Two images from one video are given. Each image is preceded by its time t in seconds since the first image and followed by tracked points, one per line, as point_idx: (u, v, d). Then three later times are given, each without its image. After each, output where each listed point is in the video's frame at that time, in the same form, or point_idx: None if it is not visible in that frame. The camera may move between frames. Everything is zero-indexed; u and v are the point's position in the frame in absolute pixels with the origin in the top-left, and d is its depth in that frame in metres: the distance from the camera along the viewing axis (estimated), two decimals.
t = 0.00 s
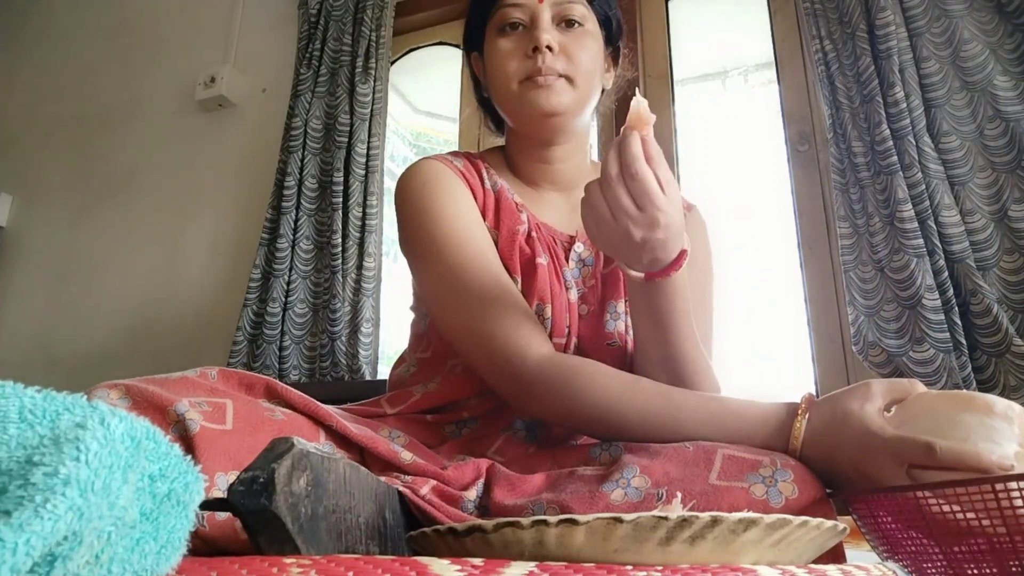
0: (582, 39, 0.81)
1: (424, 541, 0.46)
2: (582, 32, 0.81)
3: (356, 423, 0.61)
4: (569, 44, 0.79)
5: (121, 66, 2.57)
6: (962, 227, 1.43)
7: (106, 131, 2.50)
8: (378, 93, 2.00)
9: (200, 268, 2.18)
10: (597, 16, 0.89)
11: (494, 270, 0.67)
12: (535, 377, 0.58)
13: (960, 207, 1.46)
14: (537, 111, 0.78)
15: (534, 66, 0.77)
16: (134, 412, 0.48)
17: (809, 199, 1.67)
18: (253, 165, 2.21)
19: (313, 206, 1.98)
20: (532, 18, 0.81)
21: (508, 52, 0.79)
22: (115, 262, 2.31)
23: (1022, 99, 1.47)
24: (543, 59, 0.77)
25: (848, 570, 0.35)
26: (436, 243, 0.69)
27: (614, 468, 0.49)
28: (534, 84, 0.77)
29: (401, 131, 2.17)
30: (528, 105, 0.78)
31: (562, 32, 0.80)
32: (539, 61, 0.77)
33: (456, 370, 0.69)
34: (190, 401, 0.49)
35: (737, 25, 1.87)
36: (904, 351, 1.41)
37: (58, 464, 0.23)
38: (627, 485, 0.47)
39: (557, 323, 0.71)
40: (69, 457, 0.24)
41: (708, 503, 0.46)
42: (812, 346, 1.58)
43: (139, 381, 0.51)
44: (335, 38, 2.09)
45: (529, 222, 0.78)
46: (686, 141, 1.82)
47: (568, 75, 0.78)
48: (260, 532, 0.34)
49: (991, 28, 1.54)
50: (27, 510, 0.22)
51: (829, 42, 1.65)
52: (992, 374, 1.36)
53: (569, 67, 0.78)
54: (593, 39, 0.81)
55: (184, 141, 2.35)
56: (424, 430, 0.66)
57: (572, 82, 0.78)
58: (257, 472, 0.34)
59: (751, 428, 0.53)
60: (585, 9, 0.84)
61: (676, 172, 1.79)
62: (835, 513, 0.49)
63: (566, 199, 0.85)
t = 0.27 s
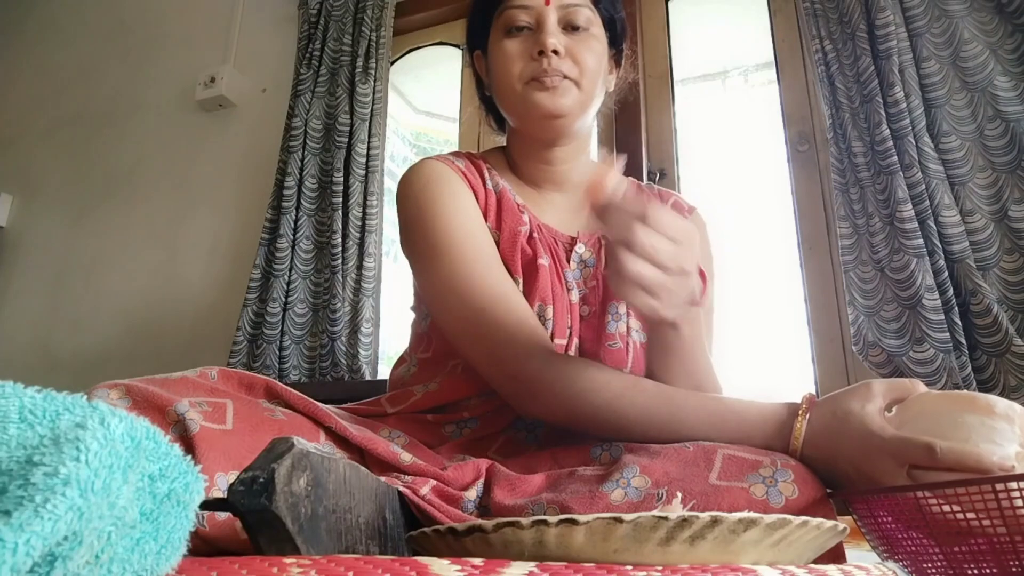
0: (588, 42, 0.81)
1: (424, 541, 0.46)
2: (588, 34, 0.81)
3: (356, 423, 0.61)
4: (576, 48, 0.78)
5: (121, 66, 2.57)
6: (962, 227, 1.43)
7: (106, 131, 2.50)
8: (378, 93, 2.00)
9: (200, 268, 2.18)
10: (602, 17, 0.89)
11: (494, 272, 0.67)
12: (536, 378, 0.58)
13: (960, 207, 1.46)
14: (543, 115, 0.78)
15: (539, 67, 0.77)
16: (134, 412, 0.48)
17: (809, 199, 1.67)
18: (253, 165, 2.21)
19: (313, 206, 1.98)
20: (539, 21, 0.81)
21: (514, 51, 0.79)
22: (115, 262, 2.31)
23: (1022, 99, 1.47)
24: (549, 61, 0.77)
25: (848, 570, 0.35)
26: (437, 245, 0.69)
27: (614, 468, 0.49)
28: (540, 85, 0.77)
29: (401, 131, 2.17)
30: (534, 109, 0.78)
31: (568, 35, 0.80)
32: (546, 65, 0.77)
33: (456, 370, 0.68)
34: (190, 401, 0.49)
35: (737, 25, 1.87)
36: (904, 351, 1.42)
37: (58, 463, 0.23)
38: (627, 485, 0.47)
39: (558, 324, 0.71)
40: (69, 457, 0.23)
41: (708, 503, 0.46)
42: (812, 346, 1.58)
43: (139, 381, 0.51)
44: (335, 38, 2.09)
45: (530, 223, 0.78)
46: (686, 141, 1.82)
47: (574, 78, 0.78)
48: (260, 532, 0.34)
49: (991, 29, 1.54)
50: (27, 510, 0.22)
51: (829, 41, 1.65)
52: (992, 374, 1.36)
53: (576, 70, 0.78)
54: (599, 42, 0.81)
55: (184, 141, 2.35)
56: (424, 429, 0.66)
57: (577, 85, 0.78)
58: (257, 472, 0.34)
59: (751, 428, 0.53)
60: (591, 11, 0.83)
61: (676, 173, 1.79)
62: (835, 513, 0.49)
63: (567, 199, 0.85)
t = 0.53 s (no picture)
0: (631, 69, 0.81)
1: (424, 541, 0.46)
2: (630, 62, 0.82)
3: (356, 423, 0.62)
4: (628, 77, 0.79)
5: (121, 66, 2.57)
6: (962, 227, 1.43)
7: (106, 131, 2.50)
8: (378, 93, 2.00)
9: (200, 268, 2.18)
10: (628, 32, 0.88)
11: (493, 274, 0.67)
12: (534, 380, 0.58)
13: (960, 207, 1.46)
14: (583, 134, 0.79)
15: (594, 88, 0.77)
16: (135, 411, 0.48)
17: (809, 199, 1.67)
18: (253, 165, 2.21)
19: (313, 207, 1.98)
20: (598, 38, 0.79)
21: (569, 63, 0.78)
22: (115, 262, 2.31)
23: (1022, 99, 1.47)
24: (605, 85, 0.77)
25: (848, 569, 0.35)
26: (436, 248, 0.69)
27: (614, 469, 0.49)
28: (589, 104, 0.78)
29: (401, 131, 2.17)
30: (577, 127, 0.79)
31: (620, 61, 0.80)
32: (603, 90, 0.77)
33: (457, 371, 0.68)
34: (190, 401, 0.49)
35: (736, 25, 1.87)
36: (905, 351, 1.42)
37: (58, 464, 0.23)
38: (627, 485, 0.48)
39: (559, 325, 0.71)
40: (69, 457, 0.24)
41: (709, 504, 0.46)
42: (812, 347, 1.58)
43: (139, 381, 0.51)
44: (335, 38, 2.09)
45: (531, 225, 0.78)
46: (685, 141, 1.83)
47: (620, 105, 0.79)
48: (260, 532, 0.34)
49: (991, 28, 1.54)
50: (27, 510, 0.22)
51: (829, 41, 1.65)
52: (992, 374, 1.36)
53: (623, 96, 0.79)
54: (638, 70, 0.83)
55: (184, 141, 2.35)
56: (424, 430, 0.66)
57: (620, 112, 0.80)
58: (257, 472, 0.34)
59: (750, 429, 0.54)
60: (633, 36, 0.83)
61: (676, 173, 1.79)
62: (835, 514, 0.49)
63: (568, 200, 0.85)
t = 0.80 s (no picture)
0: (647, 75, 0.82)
1: (424, 541, 0.46)
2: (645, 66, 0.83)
3: (356, 423, 0.61)
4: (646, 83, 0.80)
5: (121, 66, 2.57)
6: (962, 227, 1.43)
7: (106, 131, 2.50)
8: (378, 93, 2.00)
9: (200, 268, 2.18)
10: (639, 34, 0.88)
11: (497, 274, 0.67)
12: (537, 380, 0.58)
13: (960, 207, 1.46)
14: (601, 138, 0.80)
15: (616, 92, 0.78)
16: (135, 411, 0.48)
17: (809, 199, 1.67)
18: (253, 165, 2.21)
19: (313, 206, 1.98)
20: (620, 42, 0.79)
21: (590, 65, 0.78)
22: (115, 262, 2.31)
23: (1022, 99, 1.47)
24: (626, 89, 0.78)
25: (848, 570, 0.35)
26: (440, 247, 0.69)
27: (614, 468, 0.49)
28: (610, 108, 0.78)
29: (401, 131, 2.18)
30: (596, 131, 0.79)
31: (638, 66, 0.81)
32: (625, 95, 0.78)
33: (461, 370, 0.68)
34: (190, 401, 0.49)
35: (736, 25, 1.87)
36: (904, 351, 1.42)
37: (58, 464, 0.23)
38: (627, 485, 0.47)
39: (563, 324, 0.71)
40: (69, 457, 0.24)
41: (709, 504, 0.46)
42: (812, 347, 1.58)
43: (140, 380, 0.51)
44: (335, 38, 2.09)
45: (535, 224, 0.78)
46: (685, 141, 1.83)
47: (636, 110, 0.80)
48: (260, 532, 0.34)
49: (991, 28, 1.54)
50: (27, 510, 0.22)
51: (829, 41, 1.65)
52: (992, 374, 1.36)
53: (640, 102, 0.80)
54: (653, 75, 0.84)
55: (184, 141, 2.35)
56: (426, 428, 0.66)
57: (636, 117, 0.81)
58: (257, 472, 0.34)
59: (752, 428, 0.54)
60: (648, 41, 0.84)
61: (676, 173, 1.80)
62: (836, 514, 0.49)
63: (572, 200, 0.85)
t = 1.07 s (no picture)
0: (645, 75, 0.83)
1: (423, 541, 0.46)
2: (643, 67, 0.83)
3: (355, 423, 0.61)
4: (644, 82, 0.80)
5: (121, 65, 2.57)
6: (962, 227, 1.43)
7: (106, 131, 2.50)
8: (378, 93, 2.00)
9: (200, 268, 2.18)
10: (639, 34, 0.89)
11: (493, 271, 0.67)
12: (533, 377, 0.59)
13: (960, 207, 1.46)
14: (598, 139, 0.80)
15: (614, 91, 0.78)
16: (134, 411, 0.48)
17: (809, 200, 1.67)
18: (253, 165, 2.21)
19: (312, 206, 1.98)
20: (619, 40, 0.79)
21: (589, 64, 0.78)
22: (115, 262, 2.31)
23: (1022, 99, 1.47)
24: (623, 88, 0.78)
25: (848, 570, 0.35)
26: (435, 244, 0.69)
27: (614, 468, 0.49)
28: (607, 107, 0.78)
29: (401, 131, 2.18)
30: (594, 131, 0.79)
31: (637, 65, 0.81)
32: (623, 94, 0.78)
33: (457, 369, 0.68)
34: (190, 401, 0.49)
35: (736, 25, 1.87)
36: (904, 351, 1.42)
37: (58, 464, 0.23)
38: (627, 484, 0.47)
39: (559, 322, 0.71)
40: (70, 457, 0.24)
41: (708, 504, 0.46)
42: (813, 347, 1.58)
43: (139, 380, 0.51)
44: (335, 38, 2.09)
45: (532, 223, 0.78)
46: (685, 141, 1.83)
47: (633, 110, 0.80)
48: (260, 532, 0.34)
49: (991, 28, 1.53)
50: (27, 510, 0.22)
51: (829, 41, 1.65)
52: (993, 374, 1.36)
53: (637, 101, 0.80)
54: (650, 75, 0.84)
55: (184, 141, 2.35)
56: (424, 428, 0.66)
57: (633, 118, 0.81)
58: (257, 472, 0.34)
59: (746, 425, 0.53)
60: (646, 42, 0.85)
61: (676, 173, 1.80)
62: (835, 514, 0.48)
63: (571, 201, 0.85)
